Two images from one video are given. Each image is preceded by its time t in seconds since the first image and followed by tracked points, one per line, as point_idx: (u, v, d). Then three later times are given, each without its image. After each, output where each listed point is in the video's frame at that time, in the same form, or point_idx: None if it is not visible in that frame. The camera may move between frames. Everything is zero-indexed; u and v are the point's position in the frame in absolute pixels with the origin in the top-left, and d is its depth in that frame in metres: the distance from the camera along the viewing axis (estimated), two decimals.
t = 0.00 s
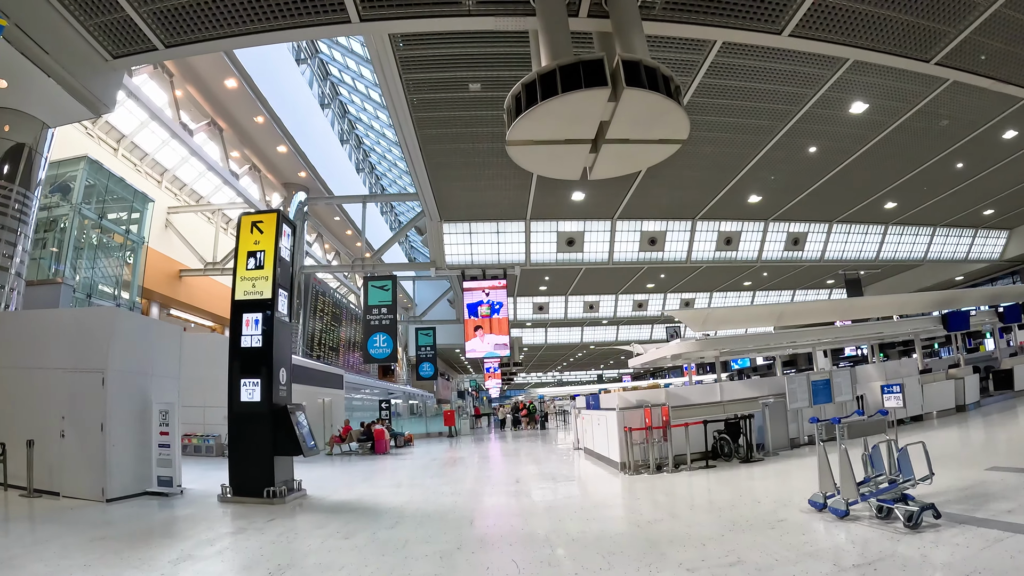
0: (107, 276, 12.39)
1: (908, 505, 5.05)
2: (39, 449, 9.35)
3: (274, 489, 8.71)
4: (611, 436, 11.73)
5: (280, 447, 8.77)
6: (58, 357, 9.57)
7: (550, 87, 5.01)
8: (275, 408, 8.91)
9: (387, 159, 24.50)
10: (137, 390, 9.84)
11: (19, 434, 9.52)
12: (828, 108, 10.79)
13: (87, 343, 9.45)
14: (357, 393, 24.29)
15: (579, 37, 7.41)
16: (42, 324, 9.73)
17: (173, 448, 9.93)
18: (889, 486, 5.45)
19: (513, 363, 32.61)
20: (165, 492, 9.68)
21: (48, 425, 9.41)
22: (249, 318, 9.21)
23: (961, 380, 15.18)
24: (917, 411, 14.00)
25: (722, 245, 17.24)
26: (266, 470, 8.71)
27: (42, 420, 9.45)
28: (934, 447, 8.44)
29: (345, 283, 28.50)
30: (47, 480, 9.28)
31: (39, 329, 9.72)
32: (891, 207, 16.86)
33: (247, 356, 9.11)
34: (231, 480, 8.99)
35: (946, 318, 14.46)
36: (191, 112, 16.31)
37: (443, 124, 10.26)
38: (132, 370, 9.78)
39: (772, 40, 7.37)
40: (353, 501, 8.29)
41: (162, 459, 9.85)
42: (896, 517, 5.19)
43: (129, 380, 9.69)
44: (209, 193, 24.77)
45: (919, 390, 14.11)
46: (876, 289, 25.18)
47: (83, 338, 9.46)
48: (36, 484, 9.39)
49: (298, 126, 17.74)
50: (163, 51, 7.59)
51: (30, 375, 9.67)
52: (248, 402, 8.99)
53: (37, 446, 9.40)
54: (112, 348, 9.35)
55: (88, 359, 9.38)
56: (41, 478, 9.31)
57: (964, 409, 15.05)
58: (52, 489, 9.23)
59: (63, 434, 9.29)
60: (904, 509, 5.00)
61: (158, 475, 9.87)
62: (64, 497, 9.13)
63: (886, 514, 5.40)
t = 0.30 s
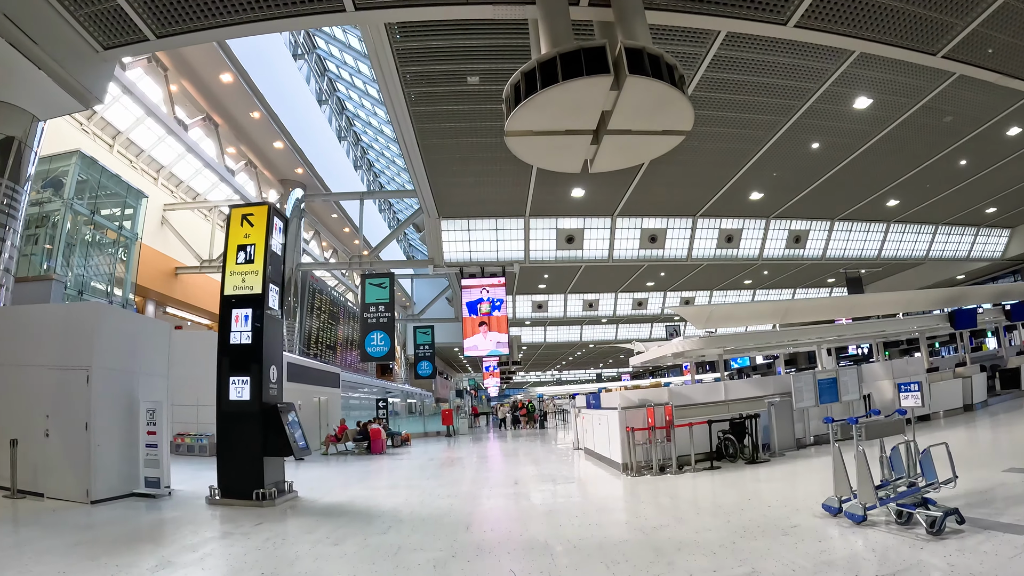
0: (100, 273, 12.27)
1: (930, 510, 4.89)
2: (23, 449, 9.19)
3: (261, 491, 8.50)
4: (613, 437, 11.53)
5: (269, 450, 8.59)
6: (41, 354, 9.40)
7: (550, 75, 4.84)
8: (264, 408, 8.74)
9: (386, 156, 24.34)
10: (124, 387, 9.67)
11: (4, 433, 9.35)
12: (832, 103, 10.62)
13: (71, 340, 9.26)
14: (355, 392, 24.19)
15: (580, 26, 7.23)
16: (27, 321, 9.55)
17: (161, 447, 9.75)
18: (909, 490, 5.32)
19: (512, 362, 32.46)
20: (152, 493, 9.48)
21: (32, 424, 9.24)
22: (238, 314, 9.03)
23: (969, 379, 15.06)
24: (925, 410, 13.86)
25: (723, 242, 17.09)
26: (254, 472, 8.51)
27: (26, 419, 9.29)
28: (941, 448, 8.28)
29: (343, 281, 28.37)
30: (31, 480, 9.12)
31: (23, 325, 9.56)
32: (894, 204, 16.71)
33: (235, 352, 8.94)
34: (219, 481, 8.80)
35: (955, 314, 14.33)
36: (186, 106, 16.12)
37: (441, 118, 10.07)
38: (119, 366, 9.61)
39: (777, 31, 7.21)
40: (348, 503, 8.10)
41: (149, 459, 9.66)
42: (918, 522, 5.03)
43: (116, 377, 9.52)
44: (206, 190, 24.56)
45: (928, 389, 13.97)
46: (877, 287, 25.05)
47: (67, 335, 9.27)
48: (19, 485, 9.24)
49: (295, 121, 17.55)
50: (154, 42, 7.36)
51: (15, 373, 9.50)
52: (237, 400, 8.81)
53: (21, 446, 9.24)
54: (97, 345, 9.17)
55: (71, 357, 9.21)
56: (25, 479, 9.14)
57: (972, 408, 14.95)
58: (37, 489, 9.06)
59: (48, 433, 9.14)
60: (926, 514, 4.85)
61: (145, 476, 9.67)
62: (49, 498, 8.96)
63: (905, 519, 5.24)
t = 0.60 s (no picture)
0: (92, 269, 12.05)
1: (955, 518, 4.71)
2: (6, 448, 9.01)
3: (247, 493, 8.29)
4: (614, 437, 11.35)
5: (257, 449, 8.41)
6: (24, 350, 9.21)
7: (549, 60, 4.66)
8: (251, 406, 8.54)
9: (384, 153, 24.17)
10: (109, 385, 9.49)
11: None
12: (835, 97, 10.43)
13: (53, 336, 9.05)
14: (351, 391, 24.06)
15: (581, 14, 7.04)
16: (10, 318, 9.37)
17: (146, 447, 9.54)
18: (933, 495, 5.14)
19: (511, 360, 32.36)
20: (138, 494, 9.26)
21: (14, 423, 9.05)
22: (225, 308, 8.84)
23: (976, 377, 14.93)
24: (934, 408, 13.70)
25: (724, 239, 16.93)
26: (241, 473, 8.31)
27: (8, 417, 9.10)
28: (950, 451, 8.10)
29: (341, 279, 28.20)
30: (14, 480, 8.94)
31: (7, 321, 9.36)
32: (896, 201, 16.55)
33: (222, 348, 8.72)
34: (205, 482, 8.58)
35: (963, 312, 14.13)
36: (180, 101, 15.91)
37: (439, 112, 9.88)
38: (102, 363, 9.40)
39: (782, 20, 7.06)
40: (343, 506, 7.91)
41: (134, 459, 9.44)
42: (941, 530, 4.85)
43: (100, 375, 9.33)
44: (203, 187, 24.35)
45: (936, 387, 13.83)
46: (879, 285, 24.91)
47: (49, 330, 9.08)
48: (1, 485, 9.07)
49: (291, 117, 17.34)
50: (144, 30, 7.11)
51: None
52: (224, 398, 8.61)
53: (3, 446, 9.05)
54: (80, 340, 8.98)
55: (53, 353, 9.00)
56: (9, 479, 8.97)
57: (979, 408, 14.83)
58: (19, 490, 8.87)
59: (29, 432, 8.95)
60: (953, 523, 4.66)
61: (130, 477, 9.46)
62: (31, 499, 8.77)
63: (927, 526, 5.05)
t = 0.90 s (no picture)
0: (85, 266, 11.86)
1: (985, 523, 4.56)
2: None
3: (236, 495, 8.12)
4: (615, 437, 11.20)
5: (246, 449, 8.23)
6: (11, 346, 9.06)
7: (549, 46, 4.51)
8: (239, 403, 8.35)
9: (383, 150, 24.01)
10: (95, 382, 9.31)
11: None
12: (839, 91, 10.27)
13: (38, 332, 8.89)
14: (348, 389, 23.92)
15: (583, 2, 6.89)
16: None
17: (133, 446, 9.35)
18: (958, 499, 5.00)
19: (510, 358, 32.23)
20: (123, 493, 9.07)
21: None
22: (214, 304, 8.66)
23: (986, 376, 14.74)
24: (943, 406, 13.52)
25: (726, 237, 16.77)
26: (229, 474, 8.15)
27: None
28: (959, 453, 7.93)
29: (339, 277, 28.05)
30: None
31: None
32: (899, 199, 16.40)
33: (211, 344, 8.55)
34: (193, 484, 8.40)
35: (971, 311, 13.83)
36: (175, 95, 15.73)
37: (437, 106, 9.71)
38: (88, 360, 9.22)
39: (788, 9, 6.97)
40: (338, 508, 7.75)
41: (120, 459, 9.25)
42: (967, 535, 4.71)
43: (86, 372, 9.16)
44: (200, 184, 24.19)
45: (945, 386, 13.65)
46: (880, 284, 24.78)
47: (33, 325, 8.94)
48: None
49: (288, 112, 17.16)
50: (136, 20, 6.82)
51: None
52: (212, 396, 8.43)
53: None
54: (64, 335, 8.81)
55: (38, 349, 8.84)
56: None
57: (988, 407, 14.66)
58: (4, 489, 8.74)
59: (13, 430, 8.81)
60: (982, 529, 4.52)
61: (116, 476, 9.27)
62: (15, 499, 8.63)
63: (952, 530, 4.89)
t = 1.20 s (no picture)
0: (78, 261, 11.70)
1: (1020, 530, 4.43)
2: None
3: (225, 497, 7.93)
4: (619, 437, 11.03)
5: (234, 449, 8.05)
6: None
7: (552, 30, 4.37)
8: (226, 400, 8.17)
9: (382, 147, 23.85)
10: (81, 379, 9.15)
11: None
12: (844, 86, 10.10)
13: (21, 328, 8.69)
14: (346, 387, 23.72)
15: None
16: None
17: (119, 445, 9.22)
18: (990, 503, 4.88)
19: (509, 357, 32.10)
20: (108, 494, 8.93)
21: None
22: (203, 297, 8.49)
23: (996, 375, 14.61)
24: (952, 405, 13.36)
25: (728, 234, 16.62)
26: (218, 475, 7.97)
27: None
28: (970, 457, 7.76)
29: (337, 274, 27.88)
30: None
31: None
32: (902, 197, 16.25)
33: (199, 340, 8.37)
34: (181, 485, 8.22)
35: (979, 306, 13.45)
36: (171, 89, 15.52)
37: (437, 100, 9.53)
38: (73, 358, 9.05)
39: None
40: (334, 512, 7.58)
41: (106, 459, 9.11)
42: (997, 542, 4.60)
43: (71, 369, 8.99)
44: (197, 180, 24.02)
45: (953, 385, 13.51)
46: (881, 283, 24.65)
47: (15, 319, 8.75)
48: None
49: (286, 107, 16.97)
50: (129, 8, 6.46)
51: None
52: (198, 393, 8.25)
53: None
54: (47, 332, 8.62)
55: (20, 345, 8.66)
56: None
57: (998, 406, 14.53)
58: None
59: None
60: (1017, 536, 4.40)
61: (102, 477, 9.12)
62: None
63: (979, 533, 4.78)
